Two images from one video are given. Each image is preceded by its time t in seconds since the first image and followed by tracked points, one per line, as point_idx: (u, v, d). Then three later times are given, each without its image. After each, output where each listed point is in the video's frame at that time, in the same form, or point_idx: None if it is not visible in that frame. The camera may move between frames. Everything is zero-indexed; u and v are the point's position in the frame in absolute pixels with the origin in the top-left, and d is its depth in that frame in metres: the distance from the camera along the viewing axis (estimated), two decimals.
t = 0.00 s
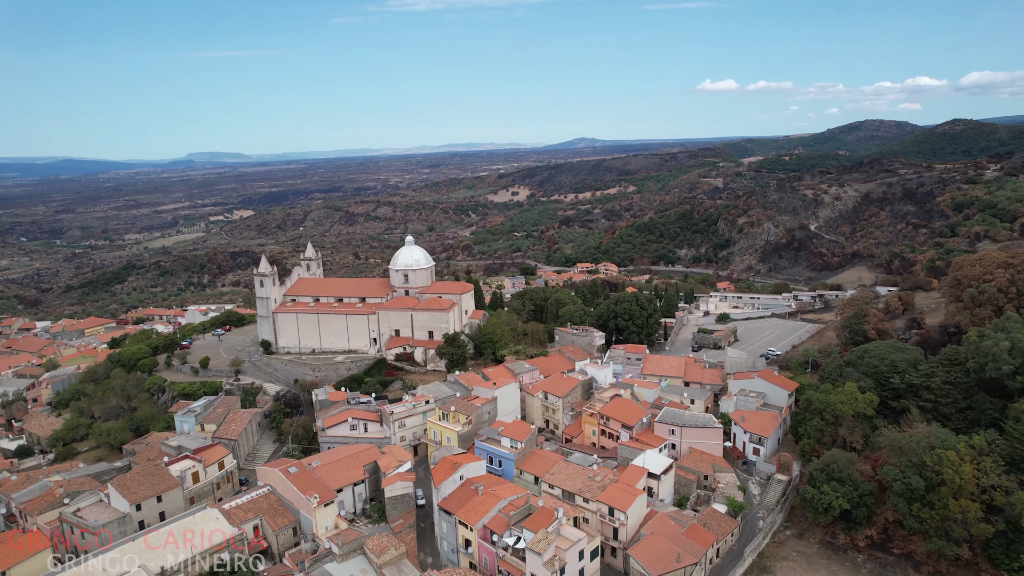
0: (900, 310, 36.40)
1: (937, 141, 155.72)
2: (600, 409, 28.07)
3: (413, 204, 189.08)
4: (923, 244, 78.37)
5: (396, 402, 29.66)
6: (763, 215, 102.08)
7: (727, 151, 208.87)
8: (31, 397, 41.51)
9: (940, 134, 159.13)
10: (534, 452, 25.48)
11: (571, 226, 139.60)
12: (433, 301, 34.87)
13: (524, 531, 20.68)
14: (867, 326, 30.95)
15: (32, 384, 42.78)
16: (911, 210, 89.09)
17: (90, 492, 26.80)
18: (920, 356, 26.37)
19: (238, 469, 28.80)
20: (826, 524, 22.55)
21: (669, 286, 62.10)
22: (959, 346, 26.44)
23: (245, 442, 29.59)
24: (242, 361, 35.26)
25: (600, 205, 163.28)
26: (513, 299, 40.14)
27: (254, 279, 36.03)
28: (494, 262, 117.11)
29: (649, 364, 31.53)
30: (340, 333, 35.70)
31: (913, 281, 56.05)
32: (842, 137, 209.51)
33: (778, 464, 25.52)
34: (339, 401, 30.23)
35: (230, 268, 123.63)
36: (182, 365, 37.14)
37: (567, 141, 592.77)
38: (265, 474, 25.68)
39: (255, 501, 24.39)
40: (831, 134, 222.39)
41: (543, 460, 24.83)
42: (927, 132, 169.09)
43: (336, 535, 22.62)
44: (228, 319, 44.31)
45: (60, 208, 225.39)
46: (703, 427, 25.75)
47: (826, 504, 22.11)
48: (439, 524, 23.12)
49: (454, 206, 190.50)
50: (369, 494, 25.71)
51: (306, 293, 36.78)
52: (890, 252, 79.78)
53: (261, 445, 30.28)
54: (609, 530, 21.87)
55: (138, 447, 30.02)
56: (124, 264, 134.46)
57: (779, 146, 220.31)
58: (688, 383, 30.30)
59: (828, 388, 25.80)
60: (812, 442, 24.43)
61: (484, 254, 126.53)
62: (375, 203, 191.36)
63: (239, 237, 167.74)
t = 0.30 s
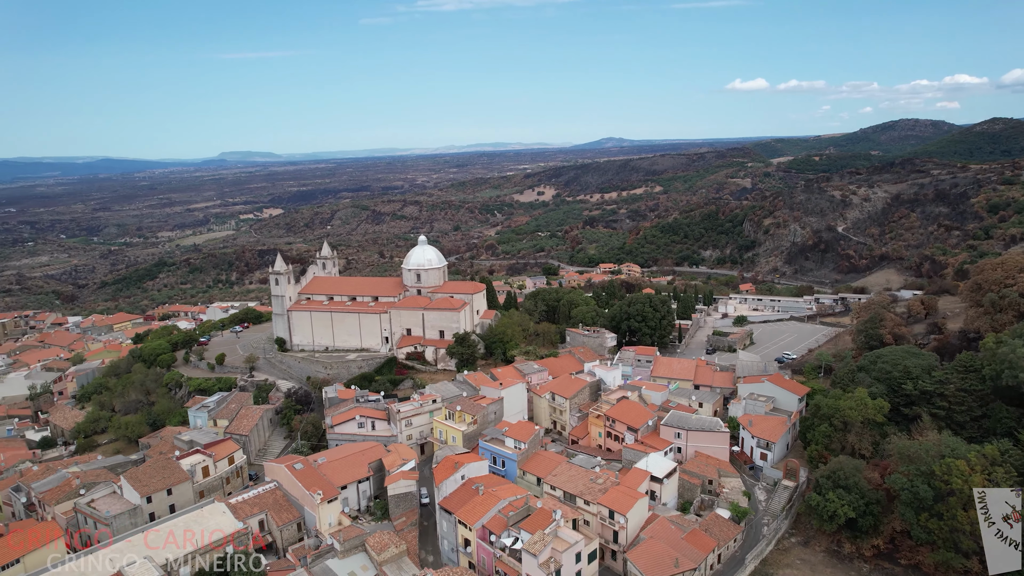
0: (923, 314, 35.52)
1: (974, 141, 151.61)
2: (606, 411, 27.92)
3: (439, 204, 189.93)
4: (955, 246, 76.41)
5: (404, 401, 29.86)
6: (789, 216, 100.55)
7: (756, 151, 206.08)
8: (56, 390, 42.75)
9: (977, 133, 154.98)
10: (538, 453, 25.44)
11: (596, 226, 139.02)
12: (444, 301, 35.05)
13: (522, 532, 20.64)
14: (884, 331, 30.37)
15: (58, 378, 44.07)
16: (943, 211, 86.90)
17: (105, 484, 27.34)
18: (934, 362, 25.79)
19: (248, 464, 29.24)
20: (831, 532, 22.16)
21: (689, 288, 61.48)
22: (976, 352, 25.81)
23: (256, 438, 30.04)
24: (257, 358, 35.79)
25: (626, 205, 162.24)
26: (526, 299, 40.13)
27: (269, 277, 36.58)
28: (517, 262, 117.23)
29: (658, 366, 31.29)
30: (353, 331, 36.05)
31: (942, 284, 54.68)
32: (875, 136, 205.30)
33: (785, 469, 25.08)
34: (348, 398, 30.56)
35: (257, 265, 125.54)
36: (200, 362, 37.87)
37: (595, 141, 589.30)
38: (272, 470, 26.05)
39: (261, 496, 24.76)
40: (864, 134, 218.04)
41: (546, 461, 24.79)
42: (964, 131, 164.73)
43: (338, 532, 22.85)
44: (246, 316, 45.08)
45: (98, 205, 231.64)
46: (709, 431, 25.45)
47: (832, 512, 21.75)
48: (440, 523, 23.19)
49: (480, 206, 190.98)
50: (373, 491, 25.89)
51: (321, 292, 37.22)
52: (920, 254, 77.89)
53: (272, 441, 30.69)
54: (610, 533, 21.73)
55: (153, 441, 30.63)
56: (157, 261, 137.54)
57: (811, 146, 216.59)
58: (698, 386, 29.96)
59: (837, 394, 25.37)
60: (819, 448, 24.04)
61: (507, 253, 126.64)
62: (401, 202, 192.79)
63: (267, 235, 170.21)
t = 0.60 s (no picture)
0: (955, 321, 34.39)
1: None
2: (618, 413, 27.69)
3: (471, 203, 190.64)
4: (998, 250, 73.82)
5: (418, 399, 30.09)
6: (824, 218, 98.48)
7: (795, 151, 201.96)
8: (90, 381, 44.17)
9: None
10: (547, 454, 25.35)
11: (627, 226, 137.98)
12: (461, 301, 35.17)
13: (523, 533, 20.60)
14: (908, 337, 29.60)
15: (92, 370, 45.55)
16: (987, 214, 83.97)
17: (127, 473, 28.13)
18: (958, 370, 24.97)
19: (265, 458, 29.78)
20: (843, 543, 21.66)
21: (717, 290, 60.65)
22: (1002, 362, 24.91)
23: (273, 432, 30.56)
24: (278, 354, 36.46)
25: (659, 205, 160.64)
26: (545, 300, 40.12)
27: (291, 275, 37.21)
28: (547, 262, 117.12)
29: (674, 369, 30.94)
30: (371, 329, 36.48)
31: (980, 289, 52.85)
32: (919, 136, 199.53)
33: (798, 477, 24.53)
34: (363, 396, 30.90)
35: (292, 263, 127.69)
36: (224, 356, 38.77)
37: (630, 141, 583.81)
38: (285, 465, 26.49)
39: (273, 490, 25.22)
40: (908, 134, 212.03)
41: (554, 463, 24.69)
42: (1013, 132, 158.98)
43: (345, 527, 23.14)
44: (271, 313, 45.94)
45: (142, 203, 238.21)
46: (721, 436, 25.05)
47: (842, 523, 21.26)
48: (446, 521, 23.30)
49: (512, 206, 191.13)
50: (382, 488, 26.13)
51: (341, 290, 37.73)
52: (961, 258, 75.17)
53: (289, 436, 31.21)
54: (614, 537, 21.54)
55: (174, 433, 31.37)
56: (196, 257, 140.81)
57: (851, 147, 211.40)
58: (714, 391, 29.51)
59: (855, 401, 24.76)
60: (833, 457, 23.49)
61: (538, 254, 126.51)
62: (435, 201, 194.09)
63: (303, 233, 173.02)
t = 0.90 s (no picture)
0: (989, 328, 33.14)
1: None
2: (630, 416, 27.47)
3: (503, 203, 190.89)
4: None
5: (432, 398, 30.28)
6: (860, 221, 96.18)
7: (834, 152, 197.42)
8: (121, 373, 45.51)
9: None
10: (555, 456, 25.27)
11: (659, 227, 136.78)
12: (479, 301, 35.28)
13: (525, 534, 20.56)
14: (933, 345, 28.76)
15: (123, 363, 46.94)
16: None
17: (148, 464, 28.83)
18: (982, 380, 24.16)
19: (281, 453, 30.30)
20: (854, 555, 21.10)
21: (745, 293, 59.73)
22: None
23: (290, 428, 31.08)
24: (298, 350, 37.09)
25: (692, 206, 158.77)
26: (563, 301, 40.05)
27: (313, 273, 37.82)
28: (576, 263, 116.75)
29: (690, 373, 30.58)
30: (389, 328, 36.86)
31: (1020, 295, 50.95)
32: (966, 137, 193.30)
33: (812, 486, 24.00)
34: (378, 393, 31.23)
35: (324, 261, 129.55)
36: (246, 352, 39.58)
37: (665, 141, 576.36)
38: (298, 460, 26.91)
39: (286, 484, 25.64)
40: (954, 134, 205.55)
41: (562, 465, 24.60)
42: None
43: (352, 524, 23.37)
44: (295, 310, 46.75)
45: (184, 200, 244.11)
46: (732, 441, 24.67)
47: (853, 535, 20.73)
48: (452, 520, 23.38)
49: (544, 206, 190.88)
50: (392, 486, 26.36)
51: (361, 288, 38.22)
52: (1007, 265, 71.27)
53: (305, 432, 31.71)
54: (619, 541, 21.36)
55: (195, 426, 32.07)
56: (233, 254, 143.81)
57: (894, 147, 205.86)
58: (730, 396, 29.08)
59: (872, 410, 24.15)
60: (847, 466, 22.92)
61: (567, 254, 126.17)
62: (467, 201, 194.92)
63: (337, 231, 175.49)
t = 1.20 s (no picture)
0: (1017, 334, 32.04)
1: None
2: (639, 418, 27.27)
3: (529, 203, 190.74)
4: None
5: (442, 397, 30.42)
6: (890, 223, 94.25)
7: (867, 152, 193.44)
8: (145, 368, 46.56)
9: None
10: (562, 458, 25.20)
11: (684, 228, 135.66)
12: (492, 300, 35.34)
13: (525, 535, 20.52)
14: (954, 350, 28.05)
15: (147, 357, 48.07)
16: None
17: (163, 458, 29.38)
18: (1001, 387, 23.45)
19: (293, 449, 30.69)
20: (862, 565, 20.66)
21: (767, 296, 58.90)
22: None
23: (303, 424, 31.48)
24: (314, 348, 37.55)
25: (720, 207, 157.03)
26: (578, 301, 39.95)
27: (329, 272, 38.28)
28: (600, 263, 116.28)
29: (702, 376, 30.25)
30: (403, 327, 37.13)
31: None
32: (1006, 136, 188.02)
33: (821, 493, 23.57)
34: (389, 392, 31.44)
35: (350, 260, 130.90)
36: (264, 349, 40.19)
37: (695, 141, 570.85)
38: (308, 456, 27.25)
39: (294, 481, 25.96)
40: (994, 133, 200.02)
41: (567, 466, 24.51)
42: None
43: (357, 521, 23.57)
44: (314, 308, 47.36)
45: (216, 199, 248.57)
46: (740, 446, 24.36)
47: (860, 544, 20.31)
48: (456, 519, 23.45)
49: (570, 205, 190.35)
50: (399, 484, 26.55)
51: (376, 287, 38.56)
52: None
53: (318, 429, 32.10)
54: (621, 544, 21.23)
55: (211, 422, 32.64)
56: (262, 252, 146.20)
57: (930, 147, 201.13)
58: (742, 400, 28.66)
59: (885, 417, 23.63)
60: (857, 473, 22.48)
61: (592, 254, 125.70)
62: (493, 201, 195.30)
63: (364, 230, 177.20)
